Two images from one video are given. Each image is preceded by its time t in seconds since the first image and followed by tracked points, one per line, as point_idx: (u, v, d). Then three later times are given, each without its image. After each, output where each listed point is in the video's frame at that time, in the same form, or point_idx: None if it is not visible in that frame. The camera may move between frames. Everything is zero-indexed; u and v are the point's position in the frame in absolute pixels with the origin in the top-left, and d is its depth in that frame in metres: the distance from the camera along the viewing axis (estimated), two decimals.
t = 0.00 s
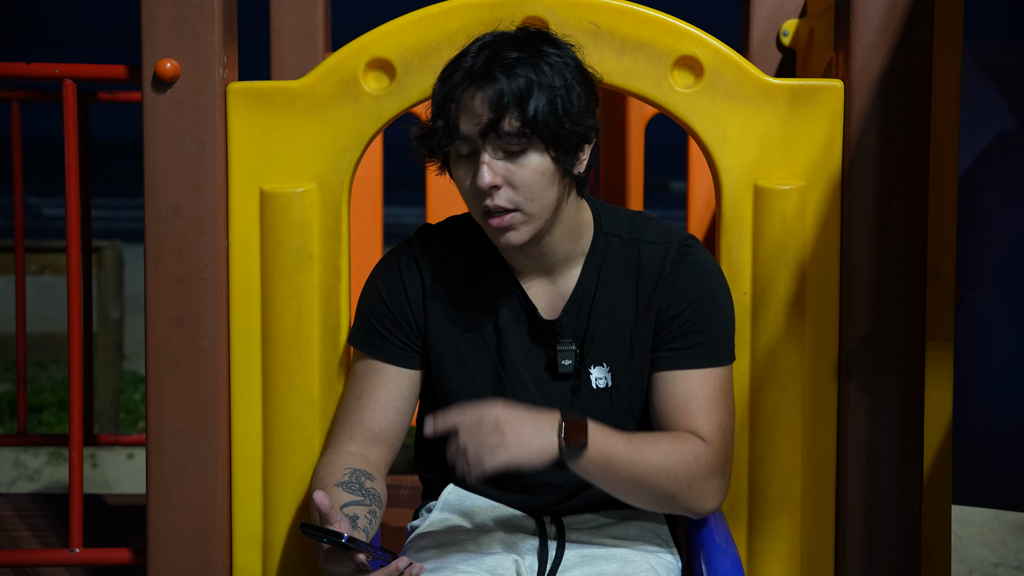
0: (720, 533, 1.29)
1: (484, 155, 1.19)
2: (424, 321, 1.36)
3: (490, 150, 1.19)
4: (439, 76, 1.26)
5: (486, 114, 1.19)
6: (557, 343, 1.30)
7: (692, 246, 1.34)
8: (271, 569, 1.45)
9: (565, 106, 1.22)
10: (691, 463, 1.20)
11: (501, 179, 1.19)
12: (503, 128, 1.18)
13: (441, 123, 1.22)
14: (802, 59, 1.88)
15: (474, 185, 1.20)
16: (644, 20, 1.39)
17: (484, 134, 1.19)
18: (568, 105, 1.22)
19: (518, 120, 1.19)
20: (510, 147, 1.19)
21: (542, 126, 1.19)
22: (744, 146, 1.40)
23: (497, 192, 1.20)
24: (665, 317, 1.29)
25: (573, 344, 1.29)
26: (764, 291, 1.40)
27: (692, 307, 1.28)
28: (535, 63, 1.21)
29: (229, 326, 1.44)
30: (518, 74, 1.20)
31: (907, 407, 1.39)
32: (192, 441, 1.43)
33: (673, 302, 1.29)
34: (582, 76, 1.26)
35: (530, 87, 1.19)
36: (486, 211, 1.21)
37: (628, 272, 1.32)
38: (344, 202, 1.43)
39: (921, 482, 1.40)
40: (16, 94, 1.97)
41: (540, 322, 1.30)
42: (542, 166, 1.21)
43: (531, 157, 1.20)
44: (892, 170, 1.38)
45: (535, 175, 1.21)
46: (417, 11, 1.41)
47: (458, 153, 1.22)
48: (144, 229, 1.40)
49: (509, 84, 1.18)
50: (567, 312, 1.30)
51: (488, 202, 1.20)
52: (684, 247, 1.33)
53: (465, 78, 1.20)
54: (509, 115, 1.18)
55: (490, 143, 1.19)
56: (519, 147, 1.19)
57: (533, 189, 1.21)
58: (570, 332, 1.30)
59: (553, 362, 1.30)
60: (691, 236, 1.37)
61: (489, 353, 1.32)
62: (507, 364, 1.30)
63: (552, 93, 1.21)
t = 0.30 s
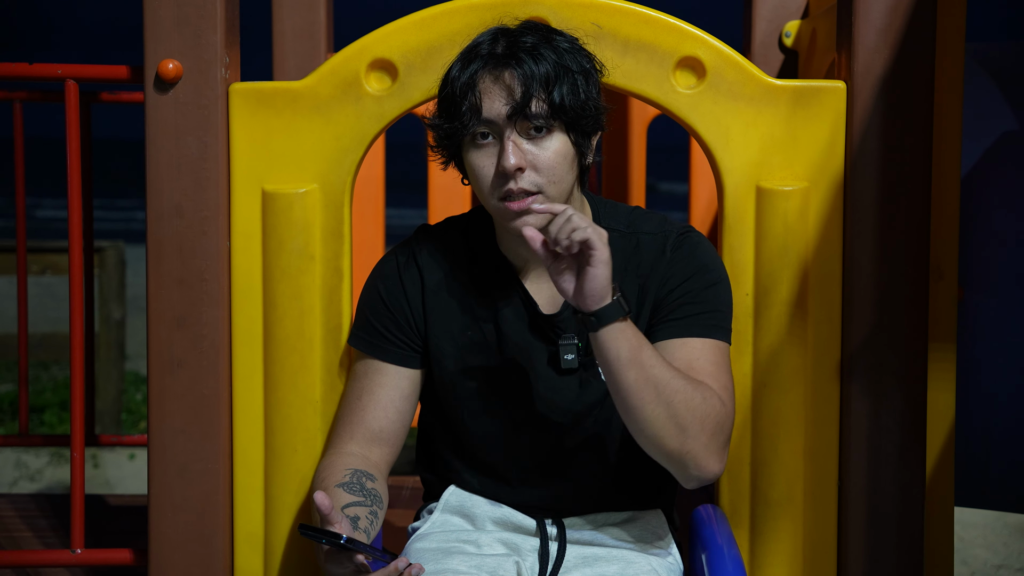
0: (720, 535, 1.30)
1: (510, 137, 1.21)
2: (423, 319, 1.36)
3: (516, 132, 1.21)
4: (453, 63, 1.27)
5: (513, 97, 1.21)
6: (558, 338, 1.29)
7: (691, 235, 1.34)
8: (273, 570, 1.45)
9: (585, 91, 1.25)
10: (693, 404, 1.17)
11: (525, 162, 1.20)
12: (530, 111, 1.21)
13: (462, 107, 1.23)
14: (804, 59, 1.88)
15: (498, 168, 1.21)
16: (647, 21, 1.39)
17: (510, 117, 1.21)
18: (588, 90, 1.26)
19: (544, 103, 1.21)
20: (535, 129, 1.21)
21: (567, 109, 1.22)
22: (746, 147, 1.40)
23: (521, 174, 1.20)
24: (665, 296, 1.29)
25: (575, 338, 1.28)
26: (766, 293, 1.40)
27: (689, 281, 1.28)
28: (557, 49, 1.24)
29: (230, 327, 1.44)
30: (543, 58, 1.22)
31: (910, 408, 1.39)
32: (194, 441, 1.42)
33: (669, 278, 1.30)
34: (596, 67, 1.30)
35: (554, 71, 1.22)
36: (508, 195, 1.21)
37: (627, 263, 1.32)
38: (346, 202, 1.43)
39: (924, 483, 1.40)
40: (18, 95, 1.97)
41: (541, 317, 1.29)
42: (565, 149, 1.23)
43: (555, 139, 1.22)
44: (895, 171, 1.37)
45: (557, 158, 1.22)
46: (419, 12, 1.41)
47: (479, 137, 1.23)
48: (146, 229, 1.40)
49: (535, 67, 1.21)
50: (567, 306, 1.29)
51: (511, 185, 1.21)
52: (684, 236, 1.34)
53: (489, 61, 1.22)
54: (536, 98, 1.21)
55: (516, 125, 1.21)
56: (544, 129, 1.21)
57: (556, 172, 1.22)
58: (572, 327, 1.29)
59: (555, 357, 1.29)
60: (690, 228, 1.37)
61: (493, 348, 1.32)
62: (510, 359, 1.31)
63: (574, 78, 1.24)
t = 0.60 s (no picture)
0: (721, 531, 1.30)
1: (521, 133, 1.21)
2: (420, 321, 1.36)
3: (527, 128, 1.21)
4: (468, 57, 1.27)
5: (528, 92, 1.21)
6: (556, 344, 1.30)
7: (695, 249, 1.34)
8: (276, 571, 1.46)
9: (598, 95, 1.26)
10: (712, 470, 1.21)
11: (533, 159, 1.20)
12: (543, 108, 1.21)
13: (474, 99, 1.23)
14: (808, 62, 1.88)
15: (506, 164, 1.20)
16: (650, 23, 1.39)
17: (523, 112, 1.21)
18: (601, 95, 1.26)
19: (558, 102, 1.22)
20: (546, 128, 1.21)
21: (579, 110, 1.23)
22: (750, 149, 1.40)
23: (529, 172, 1.20)
24: (674, 323, 1.29)
25: (572, 346, 1.28)
26: (771, 294, 1.40)
27: (701, 314, 1.28)
28: (574, 49, 1.25)
29: (234, 329, 1.44)
30: (560, 57, 1.23)
31: (914, 411, 1.38)
32: (198, 443, 1.42)
33: (679, 308, 1.29)
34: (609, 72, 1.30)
35: (570, 71, 1.23)
36: (513, 191, 1.21)
37: (628, 274, 1.32)
38: (350, 204, 1.43)
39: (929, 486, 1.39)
40: (23, 96, 1.97)
41: (540, 324, 1.30)
42: (574, 150, 1.23)
43: (565, 139, 1.22)
44: (899, 174, 1.37)
45: (565, 160, 1.22)
46: (424, 13, 1.41)
47: (489, 131, 1.22)
48: (150, 230, 1.40)
49: (552, 65, 1.22)
50: (566, 314, 1.30)
51: (517, 181, 1.20)
52: (687, 250, 1.33)
53: (504, 55, 1.23)
54: (550, 96, 1.21)
55: (528, 121, 1.21)
56: (555, 128, 1.21)
57: (563, 173, 1.22)
58: (570, 333, 1.29)
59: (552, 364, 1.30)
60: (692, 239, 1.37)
61: (488, 355, 1.32)
62: (506, 366, 1.30)
63: (588, 82, 1.25)
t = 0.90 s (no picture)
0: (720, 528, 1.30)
1: (541, 116, 1.21)
2: (425, 318, 1.35)
3: (549, 112, 1.22)
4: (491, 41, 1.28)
5: (552, 75, 1.22)
6: (561, 340, 1.29)
7: (700, 247, 1.34)
8: (276, 569, 1.46)
9: (618, 87, 1.27)
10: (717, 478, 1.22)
11: (553, 143, 1.20)
12: (566, 93, 1.22)
13: (497, 79, 1.23)
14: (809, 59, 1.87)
15: (525, 147, 1.20)
16: (651, 20, 1.39)
17: (546, 95, 1.21)
18: (621, 88, 1.28)
19: (580, 90, 1.23)
20: (567, 114, 1.22)
21: (601, 100, 1.24)
22: (751, 147, 1.39)
23: (547, 156, 1.20)
24: (681, 321, 1.30)
25: (578, 342, 1.28)
26: (771, 292, 1.40)
27: (708, 312, 1.29)
28: (597, 41, 1.27)
29: (234, 325, 1.44)
30: (584, 46, 1.25)
31: (915, 409, 1.38)
32: (198, 440, 1.42)
33: (687, 306, 1.30)
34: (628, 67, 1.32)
35: (593, 60, 1.25)
36: (530, 174, 1.20)
37: (634, 271, 1.32)
38: (350, 201, 1.43)
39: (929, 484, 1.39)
40: (22, 92, 1.97)
41: (546, 320, 1.30)
42: (592, 138, 1.24)
43: (584, 128, 1.23)
44: (900, 171, 1.37)
45: (583, 147, 1.23)
46: (424, 10, 1.40)
47: (509, 114, 1.23)
48: (150, 226, 1.40)
49: (577, 52, 1.23)
50: (572, 310, 1.29)
51: (535, 165, 1.20)
52: (692, 248, 1.33)
53: (530, 39, 1.24)
54: (574, 82, 1.22)
55: (549, 105, 1.22)
56: (575, 116, 1.22)
57: (581, 160, 1.22)
58: (575, 330, 1.29)
59: (557, 360, 1.30)
60: (697, 236, 1.37)
61: (492, 351, 1.32)
62: (509, 363, 1.30)
63: (609, 74, 1.27)
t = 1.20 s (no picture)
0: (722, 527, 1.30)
1: (544, 118, 1.21)
2: (426, 318, 1.35)
3: (552, 115, 1.22)
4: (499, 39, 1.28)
5: (558, 78, 1.22)
6: (562, 340, 1.29)
7: (702, 247, 1.34)
8: (276, 568, 1.46)
9: (624, 92, 1.27)
10: (708, 509, 1.23)
11: (554, 146, 1.20)
12: (570, 97, 1.22)
13: (502, 79, 1.23)
14: (810, 58, 1.87)
15: (525, 148, 1.20)
16: (652, 18, 1.38)
17: (550, 98, 1.21)
18: (627, 92, 1.28)
19: (585, 94, 1.23)
20: (570, 118, 1.22)
21: (605, 105, 1.24)
22: (752, 145, 1.39)
23: (547, 159, 1.20)
24: (680, 322, 1.30)
25: (578, 342, 1.28)
26: (771, 291, 1.40)
27: (709, 312, 1.30)
28: (606, 44, 1.26)
29: (234, 324, 1.44)
30: (591, 49, 1.24)
31: (915, 408, 1.38)
32: (197, 438, 1.42)
33: (688, 305, 1.30)
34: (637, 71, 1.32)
35: (600, 64, 1.24)
36: (529, 176, 1.20)
37: (635, 271, 1.32)
38: (350, 200, 1.43)
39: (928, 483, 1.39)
40: (21, 90, 1.97)
41: (546, 319, 1.30)
42: (594, 143, 1.23)
43: (587, 132, 1.23)
44: (900, 170, 1.37)
45: (584, 152, 1.22)
46: (425, 8, 1.40)
47: (512, 114, 1.23)
48: (150, 225, 1.40)
49: (583, 55, 1.23)
50: (573, 309, 1.29)
51: (535, 167, 1.20)
52: (694, 248, 1.33)
53: (538, 40, 1.24)
54: (579, 86, 1.22)
55: (553, 109, 1.22)
56: (578, 120, 1.22)
57: (581, 165, 1.22)
58: (576, 329, 1.29)
59: (557, 360, 1.30)
60: (698, 236, 1.37)
61: (492, 351, 1.32)
62: (509, 363, 1.30)
63: (616, 78, 1.26)
